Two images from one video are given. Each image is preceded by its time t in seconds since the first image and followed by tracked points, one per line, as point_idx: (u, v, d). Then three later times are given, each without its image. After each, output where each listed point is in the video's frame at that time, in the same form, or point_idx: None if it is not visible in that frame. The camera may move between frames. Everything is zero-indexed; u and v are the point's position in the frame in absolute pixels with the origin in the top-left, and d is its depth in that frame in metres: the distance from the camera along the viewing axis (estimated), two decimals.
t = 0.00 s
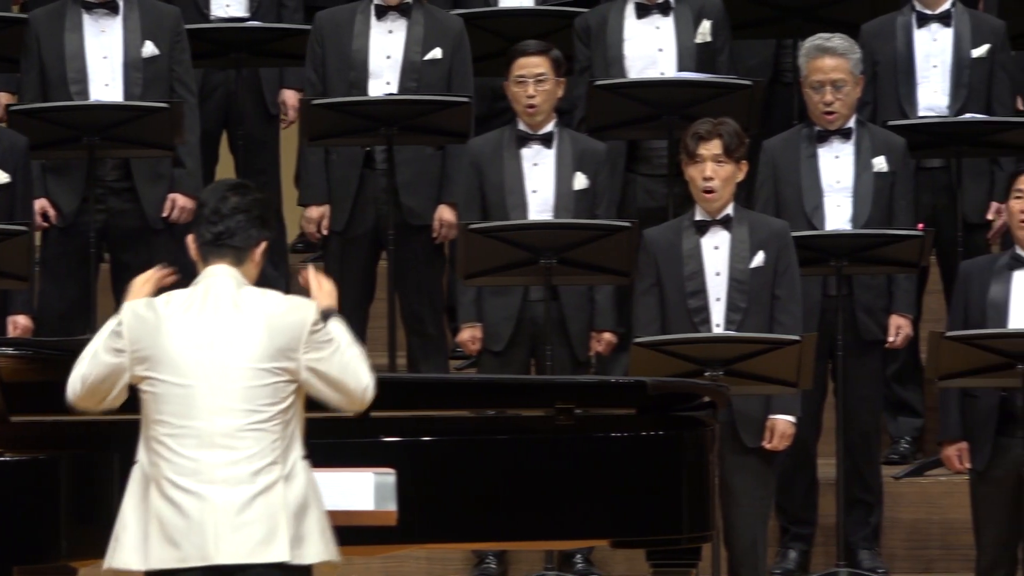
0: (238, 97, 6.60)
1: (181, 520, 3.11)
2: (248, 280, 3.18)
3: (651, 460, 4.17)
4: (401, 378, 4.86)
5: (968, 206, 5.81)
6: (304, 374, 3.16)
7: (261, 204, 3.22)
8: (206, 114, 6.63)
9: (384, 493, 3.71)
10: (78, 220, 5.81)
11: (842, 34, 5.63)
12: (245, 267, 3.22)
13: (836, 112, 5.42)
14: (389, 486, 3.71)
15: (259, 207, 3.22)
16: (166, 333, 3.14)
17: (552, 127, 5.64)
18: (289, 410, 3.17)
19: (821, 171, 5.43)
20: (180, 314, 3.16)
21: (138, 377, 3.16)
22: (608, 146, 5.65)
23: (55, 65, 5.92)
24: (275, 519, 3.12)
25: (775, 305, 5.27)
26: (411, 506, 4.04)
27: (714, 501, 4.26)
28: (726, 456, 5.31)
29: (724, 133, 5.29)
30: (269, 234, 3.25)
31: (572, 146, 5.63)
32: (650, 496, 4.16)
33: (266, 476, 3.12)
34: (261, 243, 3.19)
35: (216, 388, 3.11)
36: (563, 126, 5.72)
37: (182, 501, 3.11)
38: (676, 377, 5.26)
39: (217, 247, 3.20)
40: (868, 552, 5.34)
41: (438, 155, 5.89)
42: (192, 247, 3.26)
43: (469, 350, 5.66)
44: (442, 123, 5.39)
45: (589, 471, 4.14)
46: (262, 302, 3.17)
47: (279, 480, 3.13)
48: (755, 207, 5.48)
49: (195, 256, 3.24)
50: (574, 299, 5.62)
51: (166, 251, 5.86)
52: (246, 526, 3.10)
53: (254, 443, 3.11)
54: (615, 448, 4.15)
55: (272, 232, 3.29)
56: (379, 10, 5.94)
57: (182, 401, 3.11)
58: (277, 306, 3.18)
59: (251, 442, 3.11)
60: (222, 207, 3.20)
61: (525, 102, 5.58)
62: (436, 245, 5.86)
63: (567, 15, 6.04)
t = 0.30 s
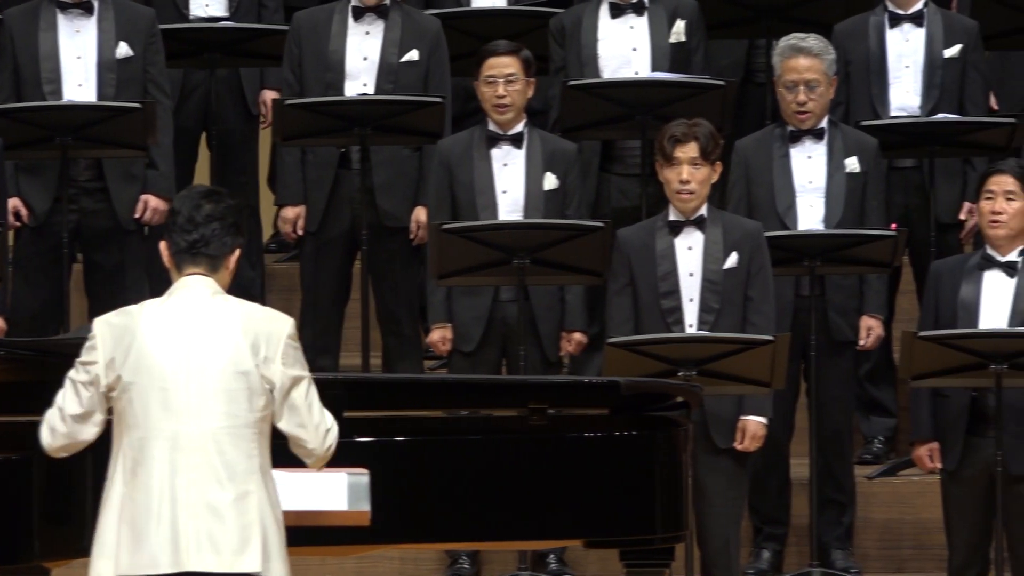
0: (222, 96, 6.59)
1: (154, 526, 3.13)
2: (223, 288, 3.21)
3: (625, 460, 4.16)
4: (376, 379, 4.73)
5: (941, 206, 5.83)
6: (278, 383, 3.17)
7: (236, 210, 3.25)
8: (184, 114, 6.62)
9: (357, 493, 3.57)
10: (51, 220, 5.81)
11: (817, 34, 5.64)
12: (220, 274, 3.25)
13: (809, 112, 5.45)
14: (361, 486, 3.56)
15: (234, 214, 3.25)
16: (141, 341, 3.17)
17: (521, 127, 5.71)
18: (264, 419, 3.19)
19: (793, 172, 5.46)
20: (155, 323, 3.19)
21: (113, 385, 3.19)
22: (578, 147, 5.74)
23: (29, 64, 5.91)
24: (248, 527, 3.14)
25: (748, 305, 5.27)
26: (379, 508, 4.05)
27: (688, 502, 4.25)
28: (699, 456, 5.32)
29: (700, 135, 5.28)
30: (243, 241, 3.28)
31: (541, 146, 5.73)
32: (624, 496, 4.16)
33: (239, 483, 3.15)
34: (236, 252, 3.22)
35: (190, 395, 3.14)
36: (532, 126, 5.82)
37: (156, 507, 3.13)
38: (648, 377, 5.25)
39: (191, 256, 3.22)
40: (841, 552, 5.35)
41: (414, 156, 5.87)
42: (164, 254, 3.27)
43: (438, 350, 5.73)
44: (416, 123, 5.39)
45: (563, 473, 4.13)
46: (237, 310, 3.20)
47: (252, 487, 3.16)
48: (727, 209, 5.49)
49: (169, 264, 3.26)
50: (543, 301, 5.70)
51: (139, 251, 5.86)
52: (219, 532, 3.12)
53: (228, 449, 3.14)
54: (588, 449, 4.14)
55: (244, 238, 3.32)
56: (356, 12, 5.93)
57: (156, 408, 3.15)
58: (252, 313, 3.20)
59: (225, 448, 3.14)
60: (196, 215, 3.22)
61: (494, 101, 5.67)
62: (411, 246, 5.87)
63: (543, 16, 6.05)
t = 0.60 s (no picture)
0: (201, 96, 6.58)
1: (144, 528, 3.20)
2: (213, 290, 3.27)
3: (598, 460, 4.09)
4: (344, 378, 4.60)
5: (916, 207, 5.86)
6: (268, 385, 3.23)
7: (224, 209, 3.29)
8: (167, 118, 6.57)
9: (331, 493, 3.75)
10: (25, 219, 5.80)
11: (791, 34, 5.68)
12: (210, 274, 3.31)
13: (782, 112, 5.50)
14: (336, 486, 3.74)
15: (223, 212, 3.29)
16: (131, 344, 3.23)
17: (494, 127, 5.73)
18: (252, 421, 3.26)
19: (767, 172, 5.52)
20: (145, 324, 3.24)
21: (103, 387, 3.24)
22: (551, 147, 5.76)
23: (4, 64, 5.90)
24: (236, 531, 3.22)
25: (722, 304, 5.27)
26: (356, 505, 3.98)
27: (665, 502, 4.16)
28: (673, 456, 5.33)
29: (674, 137, 5.29)
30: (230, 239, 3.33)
31: (515, 146, 5.75)
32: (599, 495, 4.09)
33: (228, 488, 3.23)
34: (226, 251, 3.28)
35: (181, 399, 3.21)
36: (505, 126, 5.82)
37: (146, 511, 3.21)
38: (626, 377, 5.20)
39: (182, 257, 3.27)
40: (815, 552, 5.37)
41: (391, 156, 5.88)
42: (153, 254, 3.32)
43: (413, 351, 5.74)
44: (391, 123, 5.38)
45: (538, 472, 4.06)
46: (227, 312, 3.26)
47: (240, 492, 3.24)
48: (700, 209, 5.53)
49: (157, 262, 3.31)
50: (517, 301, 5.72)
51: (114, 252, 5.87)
52: (209, 537, 3.21)
53: (219, 454, 3.22)
54: (560, 449, 4.08)
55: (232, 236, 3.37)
56: (334, 13, 5.92)
57: (147, 411, 3.21)
58: (242, 316, 3.27)
59: (216, 454, 3.22)
60: (186, 216, 3.26)
61: (469, 102, 5.68)
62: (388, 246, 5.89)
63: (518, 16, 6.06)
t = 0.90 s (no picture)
0: (187, 96, 6.53)
1: (142, 537, 3.14)
2: (213, 292, 3.20)
3: (578, 459, 4.05)
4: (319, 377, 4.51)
5: (896, 208, 5.90)
6: (266, 391, 3.16)
7: (222, 211, 3.22)
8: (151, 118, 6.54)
9: (312, 493, 3.64)
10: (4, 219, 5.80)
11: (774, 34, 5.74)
12: (206, 276, 3.24)
13: (763, 111, 5.52)
14: (317, 487, 3.63)
15: (221, 214, 3.23)
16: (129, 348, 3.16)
17: (474, 127, 5.74)
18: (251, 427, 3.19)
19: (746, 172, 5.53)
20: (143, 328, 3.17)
21: (100, 392, 3.17)
22: (532, 147, 5.76)
23: None
24: (234, 541, 3.15)
25: (700, 304, 5.28)
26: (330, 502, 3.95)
27: (644, 501, 4.14)
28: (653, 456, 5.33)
29: (653, 137, 5.30)
30: (227, 239, 3.27)
31: (495, 147, 5.75)
32: (580, 496, 4.05)
33: (226, 497, 3.15)
34: (225, 253, 3.21)
35: (180, 405, 3.14)
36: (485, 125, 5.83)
37: (144, 519, 3.14)
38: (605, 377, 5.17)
39: (180, 259, 3.21)
40: (796, 552, 5.38)
41: (372, 156, 5.88)
42: (149, 254, 3.25)
43: (394, 351, 5.74)
44: (371, 123, 5.38)
45: (518, 473, 4.02)
46: (226, 315, 3.19)
47: (239, 501, 3.17)
48: (680, 209, 5.54)
49: (154, 263, 3.24)
50: (495, 300, 5.75)
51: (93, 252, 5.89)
52: (207, 546, 3.13)
53: (218, 462, 3.15)
54: (540, 450, 4.04)
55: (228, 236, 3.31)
56: (315, 11, 5.92)
57: (145, 417, 3.14)
58: (241, 320, 3.20)
59: (215, 461, 3.14)
60: (183, 219, 3.19)
61: (450, 101, 5.68)
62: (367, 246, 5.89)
63: (496, 15, 6.06)
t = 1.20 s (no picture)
0: (177, 97, 6.52)
1: (135, 545, 3.15)
2: (211, 300, 3.21)
3: (561, 460, 4.02)
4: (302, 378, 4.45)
5: (880, 209, 5.92)
6: (262, 400, 3.17)
7: (222, 216, 3.22)
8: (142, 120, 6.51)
9: (296, 494, 3.63)
10: None
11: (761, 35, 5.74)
12: (207, 281, 3.25)
13: (751, 109, 5.52)
14: (301, 487, 3.63)
15: (221, 219, 3.23)
16: (126, 356, 3.17)
17: (462, 128, 5.74)
18: (248, 436, 3.19)
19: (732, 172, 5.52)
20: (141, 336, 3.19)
21: (98, 399, 3.19)
22: (519, 147, 5.77)
23: None
24: (225, 551, 3.15)
25: (686, 305, 5.27)
26: (314, 502, 3.92)
27: (628, 501, 4.10)
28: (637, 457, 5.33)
29: (638, 137, 5.31)
30: (227, 244, 3.27)
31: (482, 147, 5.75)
32: (567, 495, 4.03)
33: (220, 506, 3.15)
34: (224, 259, 3.22)
35: (174, 414, 3.15)
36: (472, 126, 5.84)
37: (137, 528, 3.15)
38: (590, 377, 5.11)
39: (179, 264, 3.21)
40: (781, 552, 5.39)
41: (355, 156, 5.89)
42: (150, 259, 3.26)
43: (382, 351, 5.74)
44: (355, 124, 5.38)
45: (502, 474, 4.00)
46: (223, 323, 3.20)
47: (232, 511, 3.16)
48: (665, 209, 5.54)
49: (155, 268, 3.25)
50: (484, 300, 5.75)
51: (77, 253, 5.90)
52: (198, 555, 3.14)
53: (211, 471, 3.15)
54: (523, 451, 4.01)
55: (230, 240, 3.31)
56: (298, 12, 5.93)
57: (140, 426, 3.16)
58: (238, 327, 3.20)
59: (208, 470, 3.14)
60: (183, 224, 3.19)
61: (438, 102, 5.68)
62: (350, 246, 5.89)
63: (479, 15, 6.07)
